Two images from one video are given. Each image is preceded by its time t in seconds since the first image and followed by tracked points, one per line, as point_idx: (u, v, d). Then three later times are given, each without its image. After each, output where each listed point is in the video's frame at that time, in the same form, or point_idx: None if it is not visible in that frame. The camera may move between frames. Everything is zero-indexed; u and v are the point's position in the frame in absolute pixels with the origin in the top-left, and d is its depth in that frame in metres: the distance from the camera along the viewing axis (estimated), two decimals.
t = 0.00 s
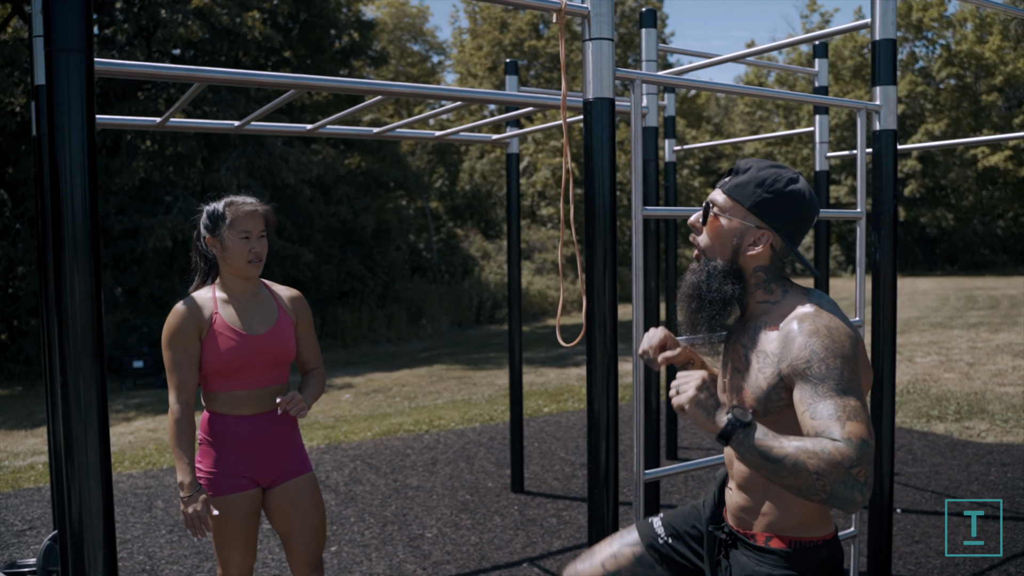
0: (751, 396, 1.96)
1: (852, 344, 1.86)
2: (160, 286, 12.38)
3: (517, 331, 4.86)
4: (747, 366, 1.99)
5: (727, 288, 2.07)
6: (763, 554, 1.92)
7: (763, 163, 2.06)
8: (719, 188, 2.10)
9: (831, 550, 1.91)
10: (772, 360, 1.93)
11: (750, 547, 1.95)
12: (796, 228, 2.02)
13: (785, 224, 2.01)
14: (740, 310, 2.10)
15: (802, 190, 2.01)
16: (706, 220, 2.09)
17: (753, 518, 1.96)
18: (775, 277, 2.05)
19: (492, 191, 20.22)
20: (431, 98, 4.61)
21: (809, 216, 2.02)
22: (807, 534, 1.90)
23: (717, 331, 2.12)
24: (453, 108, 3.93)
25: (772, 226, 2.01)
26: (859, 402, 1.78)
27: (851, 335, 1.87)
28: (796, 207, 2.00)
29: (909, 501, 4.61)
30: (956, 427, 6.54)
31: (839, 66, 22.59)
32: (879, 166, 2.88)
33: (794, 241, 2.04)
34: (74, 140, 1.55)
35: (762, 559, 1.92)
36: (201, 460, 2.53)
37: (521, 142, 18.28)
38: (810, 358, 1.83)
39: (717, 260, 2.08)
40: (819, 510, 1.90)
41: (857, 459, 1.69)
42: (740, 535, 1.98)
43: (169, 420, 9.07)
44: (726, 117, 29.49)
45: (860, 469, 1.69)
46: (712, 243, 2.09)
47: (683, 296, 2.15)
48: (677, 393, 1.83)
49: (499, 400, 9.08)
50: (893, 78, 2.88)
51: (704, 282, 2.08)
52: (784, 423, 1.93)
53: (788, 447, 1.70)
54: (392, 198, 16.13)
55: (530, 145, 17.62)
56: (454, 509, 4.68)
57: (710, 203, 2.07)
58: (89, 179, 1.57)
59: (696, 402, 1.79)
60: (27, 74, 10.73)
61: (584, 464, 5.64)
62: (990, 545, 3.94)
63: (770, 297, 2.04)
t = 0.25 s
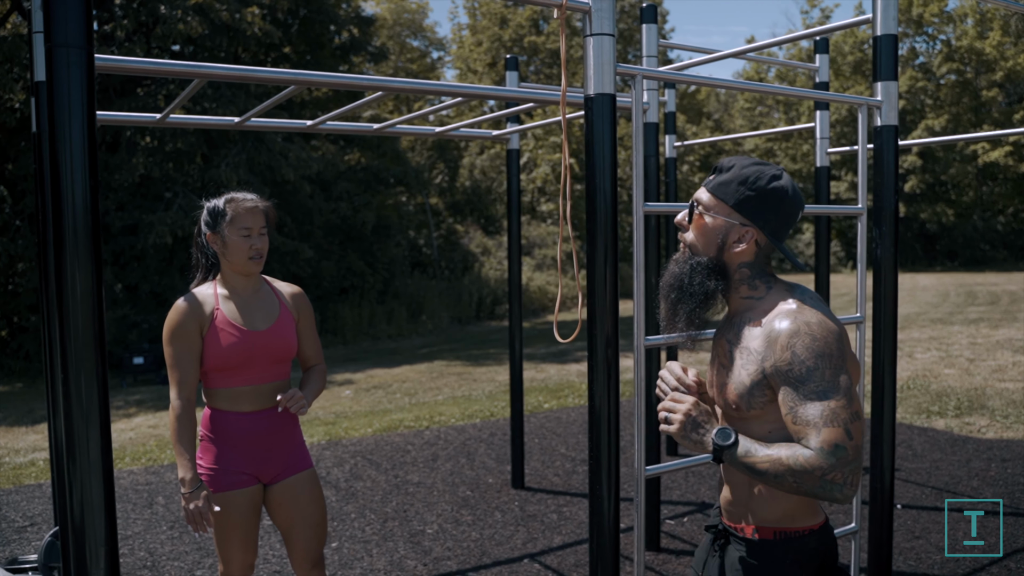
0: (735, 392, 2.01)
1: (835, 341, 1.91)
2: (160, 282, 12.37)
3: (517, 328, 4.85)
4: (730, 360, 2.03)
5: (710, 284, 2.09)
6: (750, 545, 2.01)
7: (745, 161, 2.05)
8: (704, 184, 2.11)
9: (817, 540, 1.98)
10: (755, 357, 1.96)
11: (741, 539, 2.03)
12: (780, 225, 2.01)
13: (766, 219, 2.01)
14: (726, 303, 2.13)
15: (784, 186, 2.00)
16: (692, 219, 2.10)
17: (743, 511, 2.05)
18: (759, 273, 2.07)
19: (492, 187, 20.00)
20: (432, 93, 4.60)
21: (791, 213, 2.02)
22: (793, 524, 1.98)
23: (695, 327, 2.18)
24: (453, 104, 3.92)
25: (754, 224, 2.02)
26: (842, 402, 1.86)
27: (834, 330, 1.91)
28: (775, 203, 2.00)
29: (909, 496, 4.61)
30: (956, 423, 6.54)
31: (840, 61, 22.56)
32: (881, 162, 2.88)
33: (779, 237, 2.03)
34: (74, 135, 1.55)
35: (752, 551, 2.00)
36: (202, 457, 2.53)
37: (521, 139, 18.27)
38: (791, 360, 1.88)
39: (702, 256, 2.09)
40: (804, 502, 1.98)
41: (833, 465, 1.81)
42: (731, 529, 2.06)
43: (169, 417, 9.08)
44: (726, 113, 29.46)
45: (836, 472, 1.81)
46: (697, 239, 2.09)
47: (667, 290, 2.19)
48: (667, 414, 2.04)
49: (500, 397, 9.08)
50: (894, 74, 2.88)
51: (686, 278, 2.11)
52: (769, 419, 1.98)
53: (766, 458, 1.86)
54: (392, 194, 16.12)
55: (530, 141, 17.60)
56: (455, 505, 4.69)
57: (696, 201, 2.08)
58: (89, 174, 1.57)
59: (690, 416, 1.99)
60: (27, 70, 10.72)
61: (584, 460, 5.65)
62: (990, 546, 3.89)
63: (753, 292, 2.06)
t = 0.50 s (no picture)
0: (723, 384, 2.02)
1: (816, 329, 1.90)
2: (160, 278, 12.36)
3: (518, 324, 4.85)
4: (720, 353, 2.03)
5: (704, 283, 2.09)
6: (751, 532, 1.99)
7: (724, 161, 2.05)
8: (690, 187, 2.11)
9: (815, 527, 1.96)
10: (742, 347, 1.96)
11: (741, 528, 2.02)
12: (762, 218, 2.00)
13: (749, 213, 2.00)
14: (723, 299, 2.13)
15: (760, 180, 1.99)
16: (679, 223, 2.10)
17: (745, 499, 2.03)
18: (750, 267, 2.07)
19: (492, 183, 19.93)
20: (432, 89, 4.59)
21: (776, 205, 2.00)
22: (790, 511, 1.96)
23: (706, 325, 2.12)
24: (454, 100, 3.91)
25: (738, 220, 2.01)
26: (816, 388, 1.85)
27: (818, 320, 1.90)
28: (756, 198, 1.98)
29: (909, 493, 4.62)
30: (957, 419, 6.55)
31: (840, 58, 22.54)
32: (882, 158, 2.87)
33: (764, 231, 2.03)
34: (75, 132, 1.54)
35: (751, 537, 1.98)
36: (202, 453, 2.53)
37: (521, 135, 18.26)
38: (770, 348, 1.89)
39: (694, 257, 2.09)
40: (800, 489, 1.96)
41: (797, 451, 1.81)
42: (738, 522, 2.03)
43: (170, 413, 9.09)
44: (726, 109, 29.43)
45: (799, 459, 1.81)
46: (688, 243, 2.10)
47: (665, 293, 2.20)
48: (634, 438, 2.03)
49: (500, 393, 9.08)
50: (896, 70, 2.87)
51: (685, 281, 2.11)
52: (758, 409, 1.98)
53: (731, 453, 1.85)
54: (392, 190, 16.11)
55: (530, 137, 17.58)
56: (455, 502, 4.69)
57: (682, 205, 2.08)
58: (90, 171, 1.56)
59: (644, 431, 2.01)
60: (26, 67, 10.70)
61: (584, 457, 5.65)
62: (990, 546, 3.86)
63: (747, 287, 2.06)
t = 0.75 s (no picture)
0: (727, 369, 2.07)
1: (817, 317, 1.96)
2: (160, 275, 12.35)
3: (519, 321, 4.83)
4: (724, 340, 2.09)
5: (717, 272, 2.15)
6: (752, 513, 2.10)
7: (744, 158, 2.13)
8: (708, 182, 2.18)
9: (813, 507, 2.06)
10: (745, 335, 2.02)
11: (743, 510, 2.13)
12: (776, 213, 2.08)
13: (764, 208, 2.07)
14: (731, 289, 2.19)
15: (777, 178, 2.06)
16: (697, 214, 2.17)
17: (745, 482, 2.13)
18: (758, 260, 2.13)
19: (493, 180, 19.98)
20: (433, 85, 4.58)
21: (789, 203, 2.07)
22: (788, 492, 2.06)
23: (702, 316, 2.23)
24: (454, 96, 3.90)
25: (752, 216, 2.08)
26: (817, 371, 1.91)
27: (818, 310, 1.96)
28: (771, 195, 2.06)
29: (910, 489, 4.61)
30: (958, 416, 6.53)
31: (841, 54, 22.49)
32: (884, 153, 2.87)
33: (776, 227, 2.10)
34: (74, 126, 1.53)
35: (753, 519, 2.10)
36: (202, 450, 2.53)
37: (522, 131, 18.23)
38: (771, 335, 1.95)
39: (706, 247, 2.16)
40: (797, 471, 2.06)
41: (801, 432, 1.85)
42: (741, 503, 2.14)
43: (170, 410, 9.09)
44: (727, 106, 29.38)
45: (803, 439, 1.85)
46: (702, 233, 2.16)
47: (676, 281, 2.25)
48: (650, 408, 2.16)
49: (500, 390, 9.08)
50: (898, 65, 2.86)
51: (695, 267, 2.17)
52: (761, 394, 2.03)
53: (740, 434, 1.91)
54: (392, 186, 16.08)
55: (531, 133, 17.54)
56: (456, 498, 4.69)
57: (700, 197, 2.16)
58: (89, 166, 1.56)
59: (664, 407, 2.14)
60: (26, 63, 10.69)
61: (585, 454, 5.65)
62: (990, 545, 3.82)
63: (753, 279, 2.11)
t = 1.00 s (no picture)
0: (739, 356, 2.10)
1: (828, 313, 1.99)
2: (161, 269, 12.34)
3: (519, 315, 4.83)
4: (738, 329, 2.12)
5: (737, 260, 2.16)
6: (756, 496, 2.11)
7: (780, 153, 2.15)
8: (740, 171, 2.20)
9: (818, 492, 2.07)
10: (757, 324, 2.05)
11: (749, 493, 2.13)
12: (805, 211, 2.11)
13: (794, 206, 2.10)
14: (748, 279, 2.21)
15: (810, 179, 2.10)
16: (727, 199, 2.19)
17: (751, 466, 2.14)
18: (778, 252, 2.16)
19: (493, 174, 20.01)
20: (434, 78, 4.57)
21: (817, 204, 2.11)
22: (793, 477, 2.06)
23: (725, 307, 2.21)
24: (455, 91, 3.88)
25: (781, 210, 2.11)
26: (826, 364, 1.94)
27: (829, 304, 1.99)
28: (802, 193, 2.09)
29: (912, 484, 4.61)
30: (959, 411, 6.53)
31: (842, 49, 22.44)
32: (887, 148, 2.85)
33: (800, 225, 2.13)
34: (74, 117, 1.53)
35: (759, 502, 2.10)
36: (203, 443, 2.53)
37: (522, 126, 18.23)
38: (781, 325, 1.98)
39: (732, 234, 2.18)
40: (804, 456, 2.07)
41: (805, 421, 1.89)
42: (747, 488, 2.15)
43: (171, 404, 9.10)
44: (728, 101, 29.34)
45: (807, 427, 1.89)
46: (730, 219, 2.18)
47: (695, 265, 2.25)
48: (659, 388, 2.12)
49: (501, 384, 9.09)
50: (901, 59, 2.85)
51: (715, 252, 2.18)
52: (769, 382, 2.07)
53: (746, 418, 1.95)
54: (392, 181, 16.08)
55: (531, 128, 17.52)
56: (456, 493, 4.69)
57: (732, 183, 2.17)
58: (90, 158, 1.55)
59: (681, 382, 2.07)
60: (26, 57, 10.67)
61: (586, 448, 5.64)
62: (990, 545, 3.77)
63: (770, 270, 2.15)
